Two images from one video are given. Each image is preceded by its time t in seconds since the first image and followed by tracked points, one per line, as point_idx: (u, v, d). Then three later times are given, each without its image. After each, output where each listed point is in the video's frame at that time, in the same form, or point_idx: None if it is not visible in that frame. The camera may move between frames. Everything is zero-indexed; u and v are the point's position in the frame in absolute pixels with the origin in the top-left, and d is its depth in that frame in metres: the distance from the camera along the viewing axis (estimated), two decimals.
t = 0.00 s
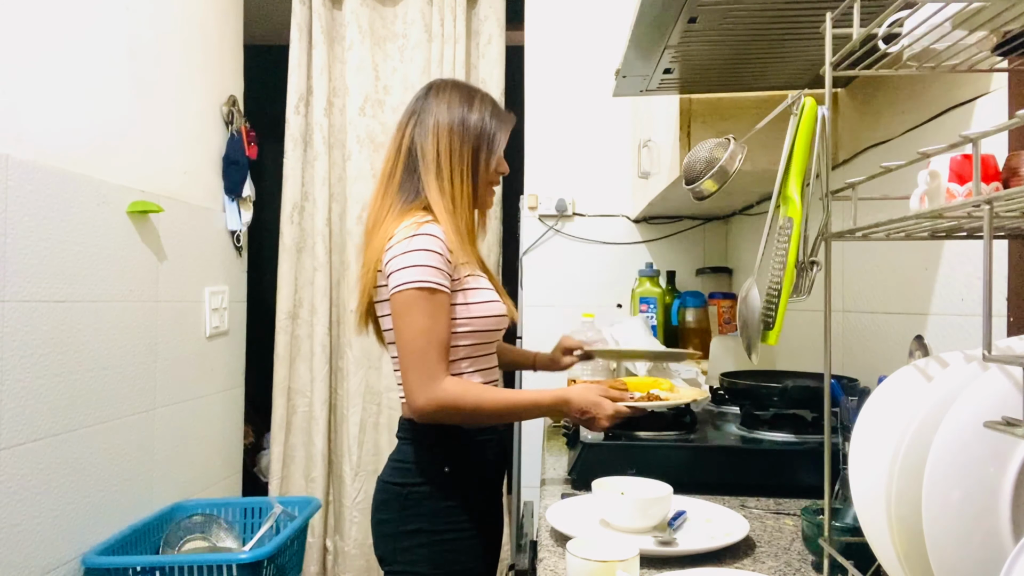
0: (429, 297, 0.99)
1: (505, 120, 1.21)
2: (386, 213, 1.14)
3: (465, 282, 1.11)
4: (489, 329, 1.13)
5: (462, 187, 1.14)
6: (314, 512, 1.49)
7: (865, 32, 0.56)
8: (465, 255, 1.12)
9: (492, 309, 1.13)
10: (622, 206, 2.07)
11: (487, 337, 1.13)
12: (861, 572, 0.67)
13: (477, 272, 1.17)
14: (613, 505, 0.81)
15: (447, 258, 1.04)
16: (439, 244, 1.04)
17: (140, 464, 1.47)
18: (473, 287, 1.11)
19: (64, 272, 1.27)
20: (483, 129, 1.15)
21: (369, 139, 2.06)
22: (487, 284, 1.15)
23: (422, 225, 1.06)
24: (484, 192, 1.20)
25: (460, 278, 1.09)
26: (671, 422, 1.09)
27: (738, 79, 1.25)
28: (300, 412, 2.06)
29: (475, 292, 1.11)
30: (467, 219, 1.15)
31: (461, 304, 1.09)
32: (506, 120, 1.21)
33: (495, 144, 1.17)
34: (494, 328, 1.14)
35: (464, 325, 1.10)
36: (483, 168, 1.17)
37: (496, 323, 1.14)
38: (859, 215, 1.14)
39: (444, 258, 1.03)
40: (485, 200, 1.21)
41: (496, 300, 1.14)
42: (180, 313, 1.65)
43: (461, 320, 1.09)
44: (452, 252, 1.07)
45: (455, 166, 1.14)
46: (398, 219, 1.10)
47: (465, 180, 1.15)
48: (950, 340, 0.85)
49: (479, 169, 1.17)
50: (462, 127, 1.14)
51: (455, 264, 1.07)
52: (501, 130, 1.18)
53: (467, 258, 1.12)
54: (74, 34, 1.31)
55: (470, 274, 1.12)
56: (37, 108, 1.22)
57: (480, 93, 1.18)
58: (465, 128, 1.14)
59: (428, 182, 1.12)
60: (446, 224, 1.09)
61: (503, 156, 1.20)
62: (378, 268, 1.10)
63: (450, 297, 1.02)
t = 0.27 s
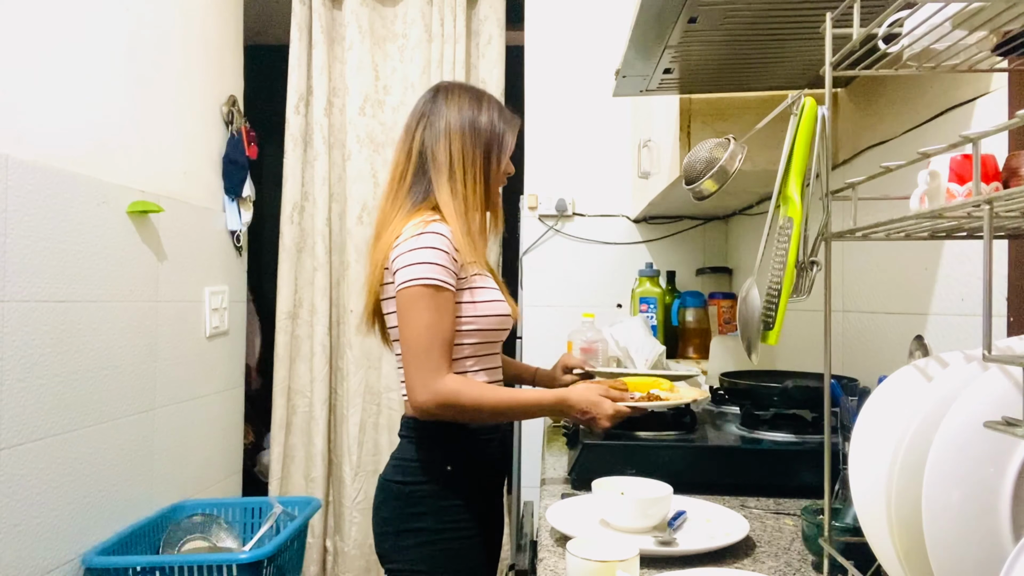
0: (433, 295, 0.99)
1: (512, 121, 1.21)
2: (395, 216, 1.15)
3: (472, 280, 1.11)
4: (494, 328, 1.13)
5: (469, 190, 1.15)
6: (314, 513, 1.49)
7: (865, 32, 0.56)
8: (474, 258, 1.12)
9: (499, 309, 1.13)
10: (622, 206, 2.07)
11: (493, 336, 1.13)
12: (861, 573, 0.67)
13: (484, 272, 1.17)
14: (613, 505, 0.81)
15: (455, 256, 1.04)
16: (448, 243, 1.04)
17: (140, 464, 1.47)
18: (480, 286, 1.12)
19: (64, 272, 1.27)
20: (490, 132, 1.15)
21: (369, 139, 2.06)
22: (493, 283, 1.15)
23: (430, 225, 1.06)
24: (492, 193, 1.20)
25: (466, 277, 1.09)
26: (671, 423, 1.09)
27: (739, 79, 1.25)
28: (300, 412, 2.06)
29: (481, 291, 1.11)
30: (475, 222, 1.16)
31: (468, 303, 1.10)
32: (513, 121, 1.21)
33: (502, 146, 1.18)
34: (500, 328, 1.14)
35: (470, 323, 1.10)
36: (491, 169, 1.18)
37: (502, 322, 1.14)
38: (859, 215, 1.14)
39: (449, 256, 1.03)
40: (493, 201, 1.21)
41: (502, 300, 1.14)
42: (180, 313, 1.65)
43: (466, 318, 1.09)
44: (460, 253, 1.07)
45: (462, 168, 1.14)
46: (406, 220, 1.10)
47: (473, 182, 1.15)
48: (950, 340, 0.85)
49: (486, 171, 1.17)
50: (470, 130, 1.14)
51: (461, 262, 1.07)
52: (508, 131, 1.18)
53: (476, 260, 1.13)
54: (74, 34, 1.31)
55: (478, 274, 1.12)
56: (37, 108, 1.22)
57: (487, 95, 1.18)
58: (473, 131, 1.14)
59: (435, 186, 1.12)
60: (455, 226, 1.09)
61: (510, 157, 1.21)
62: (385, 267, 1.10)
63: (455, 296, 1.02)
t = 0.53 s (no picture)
0: (426, 295, 0.99)
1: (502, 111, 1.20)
2: (387, 220, 1.16)
3: (468, 280, 1.11)
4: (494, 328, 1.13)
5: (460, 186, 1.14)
6: (314, 513, 1.50)
7: (865, 32, 0.56)
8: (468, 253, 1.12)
9: (494, 308, 1.13)
10: (622, 206, 2.07)
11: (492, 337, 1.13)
12: (860, 573, 0.67)
13: (482, 270, 1.17)
14: (613, 505, 0.81)
15: (447, 258, 1.04)
16: (440, 244, 1.04)
17: (140, 464, 1.47)
18: (474, 286, 1.12)
19: (64, 272, 1.27)
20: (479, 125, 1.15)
21: (369, 139, 2.06)
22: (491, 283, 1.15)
23: (422, 226, 1.06)
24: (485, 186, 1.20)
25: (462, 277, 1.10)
26: (671, 423, 1.09)
27: (739, 79, 1.25)
28: (300, 412, 2.06)
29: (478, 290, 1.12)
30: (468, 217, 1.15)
31: (463, 302, 1.10)
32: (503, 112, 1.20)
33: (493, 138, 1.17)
34: (499, 327, 1.14)
35: (468, 323, 1.10)
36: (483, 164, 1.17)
37: (502, 321, 1.14)
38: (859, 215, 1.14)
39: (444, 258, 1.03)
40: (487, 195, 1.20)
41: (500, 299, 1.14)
42: (180, 313, 1.65)
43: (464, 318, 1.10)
44: (454, 251, 1.07)
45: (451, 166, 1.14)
46: (398, 223, 1.11)
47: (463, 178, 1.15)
48: (950, 340, 0.85)
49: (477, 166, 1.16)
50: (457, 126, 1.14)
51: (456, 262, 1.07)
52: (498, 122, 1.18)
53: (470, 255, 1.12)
54: (75, 35, 1.31)
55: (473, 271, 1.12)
56: (37, 108, 1.22)
57: (473, 88, 1.17)
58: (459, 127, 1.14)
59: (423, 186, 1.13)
60: (445, 224, 1.09)
61: (502, 149, 1.20)
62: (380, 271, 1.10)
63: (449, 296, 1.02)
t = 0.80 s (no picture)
0: (383, 289, 1.04)
1: (472, 99, 1.22)
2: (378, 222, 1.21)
3: (441, 278, 1.11)
4: (474, 326, 1.12)
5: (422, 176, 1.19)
6: (314, 513, 1.49)
7: (865, 32, 0.56)
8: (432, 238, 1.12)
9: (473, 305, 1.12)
10: (622, 206, 2.07)
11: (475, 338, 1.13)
12: (861, 573, 0.67)
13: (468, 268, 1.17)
14: (613, 505, 0.81)
15: (411, 254, 1.07)
16: (405, 240, 1.07)
17: (140, 464, 1.47)
18: (444, 283, 1.11)
19: (64, 272, 1.27)
20: (435, 112, 1.19)
21: (369, 140, 2.06)
22: (473, 280, 1.13)
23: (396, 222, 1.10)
24: (456, 174, 1.20)
25: (434, 275, 1.10)
26: (671, 423, 1.09)
27: (738, 79, 1.25)
28: (300, 412, 2.06)
29: (454, 287, 1.11)
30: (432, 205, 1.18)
31: (431, 299, 1.10)
32: (471, 99, 1.22)
33: (450, 123, 1.20)
34: (485, 327, 1.13)
35: (442, 322, 1.10)
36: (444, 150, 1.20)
37: (484, 320, 1.13)
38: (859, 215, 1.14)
39: (410, 256, 1.06)
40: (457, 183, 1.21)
41: (480, 298, 1.12)
42: (180, 313, 1.65)
43: (443, 317, 1.10)
44: (414, 238, 1.08)
45: (414, 157, 1.19)
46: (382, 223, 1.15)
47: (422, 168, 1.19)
48: (951, 340, 0.85)
49: (436, 152, 1.20)
50: (416, 118, 1.20)
51: (426, 260, 1.09)
52: (458, 107, 1.20)
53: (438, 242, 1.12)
54: (74, 35, 1.31)
55: (445, 261, 1.11)
56: (37, 108, 1.22)
57: (439, 81, 1.22)
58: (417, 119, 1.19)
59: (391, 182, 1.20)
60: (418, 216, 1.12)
61: (468, 134, 1.21)
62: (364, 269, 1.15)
63: (411, 294, 1.06)
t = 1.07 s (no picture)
0: (332, 290, 1.05)
1: (460, 82, 1.14)
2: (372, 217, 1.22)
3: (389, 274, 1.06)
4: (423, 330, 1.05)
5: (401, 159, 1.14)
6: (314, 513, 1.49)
7: (865, 32, 0.56)
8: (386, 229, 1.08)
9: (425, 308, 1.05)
10: (622, 206, 2.07)
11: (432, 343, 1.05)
12: (861, 573, 0.67)
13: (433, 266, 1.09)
14: (613, 506, 0.81)
15: (358, 254, 1.05)
16: (353, 241, 1.06)
17: (140, 464, 1.47)
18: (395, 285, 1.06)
19: (64, 272, 1.27)
20: (415, 93, 1.12)
21: (369, 140, 2.06)
22: (424, 278, 1.06)
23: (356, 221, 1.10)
24: (431, 158, 1.12)
25: (384, 273, 1.06)
26: (671, 422, 1.09)
27: (738, 79, 1.25)
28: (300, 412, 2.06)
29: (402, 287, 1.05)
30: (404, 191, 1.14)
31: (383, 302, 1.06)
32: (458, 82, 1.13)
33: (429, 104, 1.12)
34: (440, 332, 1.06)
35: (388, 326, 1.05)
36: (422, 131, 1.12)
37: (435, 323, 1.05)
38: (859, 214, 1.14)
39: (358, 257, 1.05)
40: (431, 167, 1.12)
41: (430, 298, 1.05)
42: (180, 312, 1.65)
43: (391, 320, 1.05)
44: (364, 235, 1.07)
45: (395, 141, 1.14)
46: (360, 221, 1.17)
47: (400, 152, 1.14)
48: (951, 340, 0.85)
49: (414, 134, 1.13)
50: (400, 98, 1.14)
51: (376, 259, 1.06)
52: (440, 88, 1.12)
53: (393, 232, 1.09)
54: (74, 35, 1.31)
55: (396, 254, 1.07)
56: (37, 109, 1.22)
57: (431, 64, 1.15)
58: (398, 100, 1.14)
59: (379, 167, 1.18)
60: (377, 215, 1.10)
61: (447, 116, 1.12)
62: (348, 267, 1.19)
63: (365, 295, 1.05)
